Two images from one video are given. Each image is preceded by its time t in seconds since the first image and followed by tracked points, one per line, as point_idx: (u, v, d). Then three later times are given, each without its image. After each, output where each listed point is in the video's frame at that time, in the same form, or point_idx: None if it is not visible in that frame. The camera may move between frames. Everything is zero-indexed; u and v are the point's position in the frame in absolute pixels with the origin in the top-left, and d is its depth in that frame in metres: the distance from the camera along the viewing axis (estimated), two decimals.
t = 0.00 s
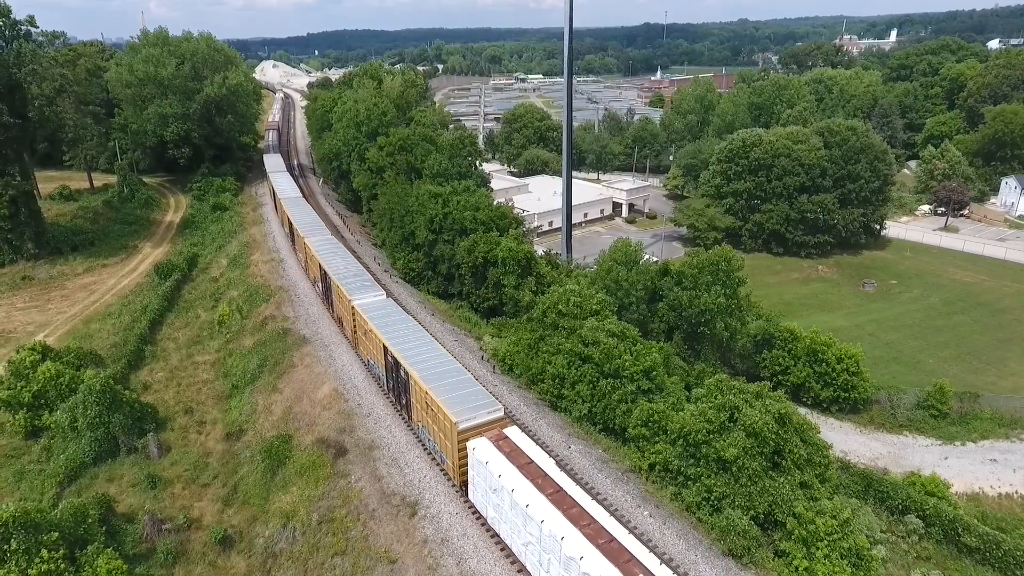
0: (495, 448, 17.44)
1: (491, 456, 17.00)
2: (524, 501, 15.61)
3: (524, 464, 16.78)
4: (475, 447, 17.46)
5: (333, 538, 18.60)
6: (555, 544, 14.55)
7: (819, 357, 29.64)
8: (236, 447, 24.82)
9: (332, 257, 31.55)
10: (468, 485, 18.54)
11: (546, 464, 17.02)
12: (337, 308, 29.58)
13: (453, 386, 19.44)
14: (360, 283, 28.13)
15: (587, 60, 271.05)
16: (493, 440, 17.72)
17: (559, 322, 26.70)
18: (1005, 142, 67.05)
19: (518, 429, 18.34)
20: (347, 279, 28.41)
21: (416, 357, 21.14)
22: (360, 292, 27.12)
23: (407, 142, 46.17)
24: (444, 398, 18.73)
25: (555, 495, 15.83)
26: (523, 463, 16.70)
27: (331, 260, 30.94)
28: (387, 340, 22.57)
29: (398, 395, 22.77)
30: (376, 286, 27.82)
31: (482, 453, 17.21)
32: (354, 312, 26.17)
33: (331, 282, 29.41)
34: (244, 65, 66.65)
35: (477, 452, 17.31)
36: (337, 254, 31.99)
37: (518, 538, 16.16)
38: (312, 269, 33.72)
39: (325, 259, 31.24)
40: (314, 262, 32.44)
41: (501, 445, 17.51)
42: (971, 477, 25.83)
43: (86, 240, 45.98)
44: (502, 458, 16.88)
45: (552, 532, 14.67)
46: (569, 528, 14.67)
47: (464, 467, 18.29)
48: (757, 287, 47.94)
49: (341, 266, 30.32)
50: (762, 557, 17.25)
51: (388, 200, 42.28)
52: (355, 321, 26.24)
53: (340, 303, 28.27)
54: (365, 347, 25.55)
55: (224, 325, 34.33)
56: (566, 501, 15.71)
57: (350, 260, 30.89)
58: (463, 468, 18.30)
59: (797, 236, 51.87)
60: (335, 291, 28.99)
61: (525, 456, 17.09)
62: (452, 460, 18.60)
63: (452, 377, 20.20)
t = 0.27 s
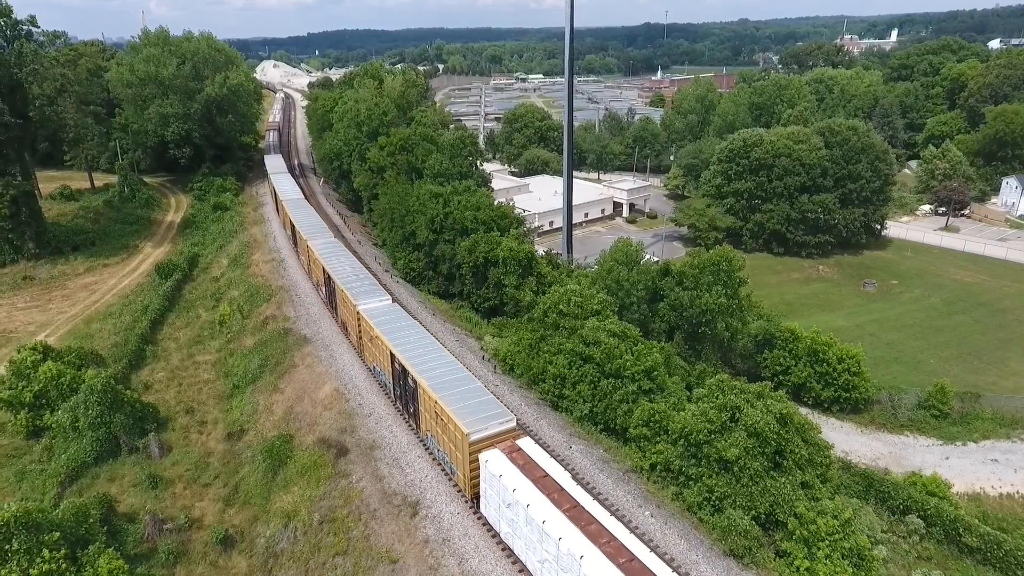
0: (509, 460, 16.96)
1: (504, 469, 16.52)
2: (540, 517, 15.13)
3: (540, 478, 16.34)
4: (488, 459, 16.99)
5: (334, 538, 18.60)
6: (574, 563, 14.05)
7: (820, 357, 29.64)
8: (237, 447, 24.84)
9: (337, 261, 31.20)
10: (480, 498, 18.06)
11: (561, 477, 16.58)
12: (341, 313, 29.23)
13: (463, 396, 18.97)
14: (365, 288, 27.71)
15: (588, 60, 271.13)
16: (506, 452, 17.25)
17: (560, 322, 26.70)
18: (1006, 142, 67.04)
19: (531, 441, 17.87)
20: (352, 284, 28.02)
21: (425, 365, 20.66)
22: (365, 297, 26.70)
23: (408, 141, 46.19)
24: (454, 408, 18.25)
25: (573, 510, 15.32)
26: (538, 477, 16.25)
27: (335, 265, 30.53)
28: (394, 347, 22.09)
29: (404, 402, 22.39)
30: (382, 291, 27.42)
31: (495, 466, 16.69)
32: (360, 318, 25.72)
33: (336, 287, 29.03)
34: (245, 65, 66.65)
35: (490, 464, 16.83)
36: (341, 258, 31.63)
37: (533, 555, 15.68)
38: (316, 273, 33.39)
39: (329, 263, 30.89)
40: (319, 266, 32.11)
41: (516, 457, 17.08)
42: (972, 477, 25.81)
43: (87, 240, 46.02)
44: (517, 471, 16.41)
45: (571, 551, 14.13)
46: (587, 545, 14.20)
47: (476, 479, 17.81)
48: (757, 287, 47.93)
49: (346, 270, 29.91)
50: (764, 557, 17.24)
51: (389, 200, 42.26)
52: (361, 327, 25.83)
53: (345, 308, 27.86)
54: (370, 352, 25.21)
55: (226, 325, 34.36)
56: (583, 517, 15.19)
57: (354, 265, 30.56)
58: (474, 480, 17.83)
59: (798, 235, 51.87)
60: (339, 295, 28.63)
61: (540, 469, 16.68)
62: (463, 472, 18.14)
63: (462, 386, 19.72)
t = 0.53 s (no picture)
0: (519, 474, 16.45)
1: (515, 484, 15.99)
2: (553, 535, 14.61)
3: (552, 492, 15.87)
4: (496, 472, 16.52)
5: (331, 539, 18.57)
6: None
7: (815, 356, 29.79)
8: (232, 448, 24.77)
9: (335, 265, 30.70)
10: (488, 513, 17.56)
11: (574, 491, 16.12)
12: (339, 317, 28.84)
13: (469, 406, 18.45)
14: (365, 293, 27.18)
15: (582, 60, 271.57)
16: (515, 465, 16.80)
17: (555, 321, 26.72)
18: (998, 141, 67.53)
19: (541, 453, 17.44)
20: (350, 289, 27.51)
21: (429, 374, 20.11)
22: (365, 303, 26.17)
23: (403, 142, 46.14)
24: (460, 419, 17.74)
25: (587, 527, 14.81)
26: (550, 491, 15.78)
27: (334, 269, 30.01)
28: (397, 355, 21.55)
29: (406, 410, 21.96)
30: (383, 296, 26.90)
31: (505, 480, 16.14)
32: (360, 324, 25.18)
33: (334, 292, 28.51)
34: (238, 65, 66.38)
35: (499, 477, 16.30)
36: (340, 262, 31.14)
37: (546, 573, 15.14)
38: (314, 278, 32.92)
39: (327, 267, 30.39)
40: (316, 270, 31.63)
41: (526, 472, 16.52)
42: (965, 475, 25.98)
43: (80, 241, 45.78)
44: (528, 487, 15.80)
45: (587, 571, 13.64)
46: (605, 564, 13.68)
47: (484, 493, 17.34)
48: (752, 286, 48.12)
49: (345, 275, 29.38)
50: (760, 555, 17.24)
51: (384, 200, 42.20)
52: (361, 334, 25.30)
53: (344, 313, 27.35)
54: (371, 358, 24.78)
55: (220, 326, 34.26)
56: (599, 534, 14.65)
57: (353, 269, 30.09)
58: (481, 493, 17.36)
59: (792, 235, 52.10)
60: (337, 300, 28.16)
61: (553, 484, 16.16)
62: (469, 485, 17.68)
63: (467, 396, 19.22)
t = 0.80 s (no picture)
0: (530, 487, 16.23)
1: (526, 499, 15.71)
2: (568, 552, 14.24)
3: (565, 507, 15.56)
4: (508, 487, 16.18)
5: (328, 540, 18.53)
6: None
7: (808, 354, 29.98)
8: (227, 451, 24.67)
9: (333, 271, 30.25)
10: (498, 528, 17.14)
11: (588, 507, 15.77)
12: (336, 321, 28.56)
13: (475, 418, 18.05)
14: (364, 299, 26.69)
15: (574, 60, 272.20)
16: (526, 479, 16.50)
17: (550, 321, 26.74)
18: (987, 140, 68.18)
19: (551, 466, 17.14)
20: (349, 295, 27.02)
21: (434, 385, 19.68)
22: (366, 310, 25.66)
23: (396, 142, 46.04)
24: (467, 431, 17.32)
25: (603, 543, 14.42)
26: (563, 506, 15.49)
27: (332, 275, 29.52)
28: (400, 365, 21.12)
29: (408, 418, 21.56)
30: (382, 302, 26.46)
31: (515, 496, 15.88)
32: (360, 331, 24.69)
33: (332, 298, 27.99)
34: (230, 65, 66.06)
35: (510, 493, 16.01)
36: (338, 267, 30.67)
37: None
38: (311, 283, 32.43)
39: (325, 273, 29.91)
40: (313, 275, 31.15)
41: (537, 485, 16.32)
42: (957, 471, 26.24)
43: (70, 243, 45.43)
44: (539, 502, 15.57)
45: None
46: None
47: (493, 507, 16.95)
48: (745, 285, 48.37)
49: (343, 281, 28.87)
50: (756, 553, 17.38)
51: (378, 200, 42.09)
52: (361, 342, 24.81)
53: (343, 320, 26.87)
54: (369, 364, 24.39)
55: (214, 328, 34.09)
56: (615, 551, 14.26)
57: (351, 274, 29.65)
58: (491, 507, 16.97)
59: (784, 234, 52.40)
60: (335, 305, 27.73)
61: (566, 498, 15.88)
62: (478, 498, 17.27)
63: (474, 406, 18.81)
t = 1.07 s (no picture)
0: (544, 503, 15.78)
1: (541, 515, 15.23)
2: (588, 571, 13.79)
3: (582, 524, 15.16)
4: (521, 502, 15.72)
5: (326, 542, 18.48)
6: None
7: (803, 353, 30.15)
8: (224, 453, 24.57)
9: (333, 276, 29.68)
10: (510, 543, 16.64)
11: (605, 524, 15.36)
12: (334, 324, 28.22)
13: (485, 429, 17.54)
14: (365, 305, 26.11)
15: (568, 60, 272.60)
16: (540, 494, 16.08)
17: (547, 321, 26.77)
18: (978, 139, 68.70)
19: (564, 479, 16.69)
20: (350, 301, 26.45)
21: (441, 395, 19.14)
22: (368, 315, 25.06)
23: (391, 142, 45.92)
24: (478, 444, 16.82)
25: (623, 562, 14.00)
26: (580, 522, 15.07)
27: (332, 280, 28.93)
28: (405, 374, 20.56)
29: (413, 428, 21.00)
30: (385, 308, 25.88)
31: (529, 511, 15.41)
32: (363, 338, 24.08)
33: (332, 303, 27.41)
34: (223, 65, 65.78)
35: (524, 508, 15.53)
36: (337, 272, 30.11)
37: None
38: (309, 288, 31.81)
39: (324, 278, 29.34)
40: (312, 280, 30.53)
41: (552, 500, 15.91)
42: (952, 468, 26.45)
43: (63, 244, 45.15)
44: (556, 518, 15.12)
45: None
46: None
47: (505, 522, 16.44)
48: (739, 284, 48.62)
49: (344, 286, 28.29)
50: (754, 552, 17.48)
51: (374, 200, 41.99)
52: (364, 349, 24.23)
53: (343, 326, 26.29)
54: (372, 372, 23.83)
55: (209, 329, 33.94)
56: (636, 569, 13.84)
57: (351, 280, 29.11)
58: (502, 522, 16.46)
59: (778, 233, 52.68)
60: (335, 311, 27.13)
61: (582, 515, 15.47)
62: (489, 513, 16.74)
63: (482, 417, 18.30)
